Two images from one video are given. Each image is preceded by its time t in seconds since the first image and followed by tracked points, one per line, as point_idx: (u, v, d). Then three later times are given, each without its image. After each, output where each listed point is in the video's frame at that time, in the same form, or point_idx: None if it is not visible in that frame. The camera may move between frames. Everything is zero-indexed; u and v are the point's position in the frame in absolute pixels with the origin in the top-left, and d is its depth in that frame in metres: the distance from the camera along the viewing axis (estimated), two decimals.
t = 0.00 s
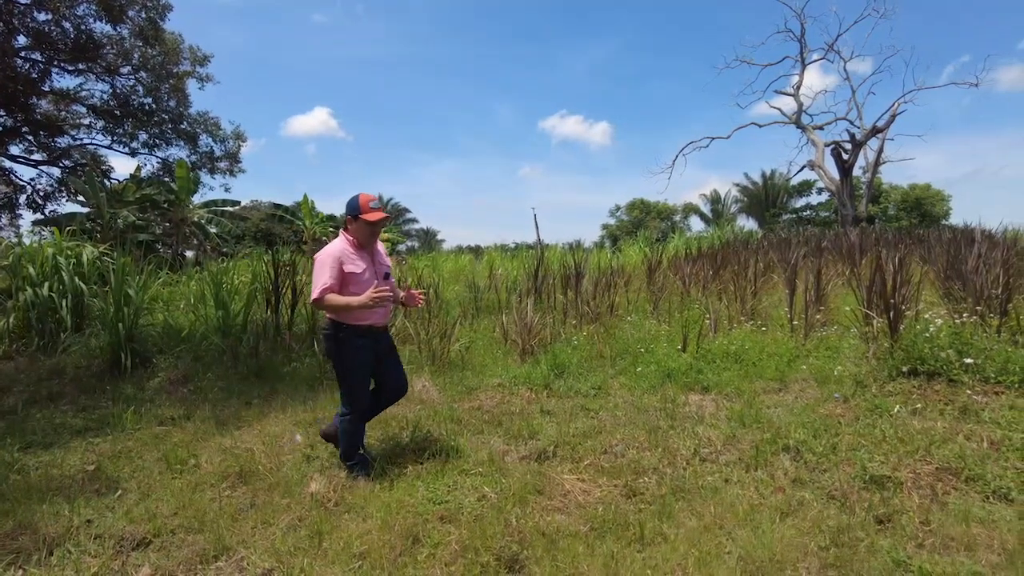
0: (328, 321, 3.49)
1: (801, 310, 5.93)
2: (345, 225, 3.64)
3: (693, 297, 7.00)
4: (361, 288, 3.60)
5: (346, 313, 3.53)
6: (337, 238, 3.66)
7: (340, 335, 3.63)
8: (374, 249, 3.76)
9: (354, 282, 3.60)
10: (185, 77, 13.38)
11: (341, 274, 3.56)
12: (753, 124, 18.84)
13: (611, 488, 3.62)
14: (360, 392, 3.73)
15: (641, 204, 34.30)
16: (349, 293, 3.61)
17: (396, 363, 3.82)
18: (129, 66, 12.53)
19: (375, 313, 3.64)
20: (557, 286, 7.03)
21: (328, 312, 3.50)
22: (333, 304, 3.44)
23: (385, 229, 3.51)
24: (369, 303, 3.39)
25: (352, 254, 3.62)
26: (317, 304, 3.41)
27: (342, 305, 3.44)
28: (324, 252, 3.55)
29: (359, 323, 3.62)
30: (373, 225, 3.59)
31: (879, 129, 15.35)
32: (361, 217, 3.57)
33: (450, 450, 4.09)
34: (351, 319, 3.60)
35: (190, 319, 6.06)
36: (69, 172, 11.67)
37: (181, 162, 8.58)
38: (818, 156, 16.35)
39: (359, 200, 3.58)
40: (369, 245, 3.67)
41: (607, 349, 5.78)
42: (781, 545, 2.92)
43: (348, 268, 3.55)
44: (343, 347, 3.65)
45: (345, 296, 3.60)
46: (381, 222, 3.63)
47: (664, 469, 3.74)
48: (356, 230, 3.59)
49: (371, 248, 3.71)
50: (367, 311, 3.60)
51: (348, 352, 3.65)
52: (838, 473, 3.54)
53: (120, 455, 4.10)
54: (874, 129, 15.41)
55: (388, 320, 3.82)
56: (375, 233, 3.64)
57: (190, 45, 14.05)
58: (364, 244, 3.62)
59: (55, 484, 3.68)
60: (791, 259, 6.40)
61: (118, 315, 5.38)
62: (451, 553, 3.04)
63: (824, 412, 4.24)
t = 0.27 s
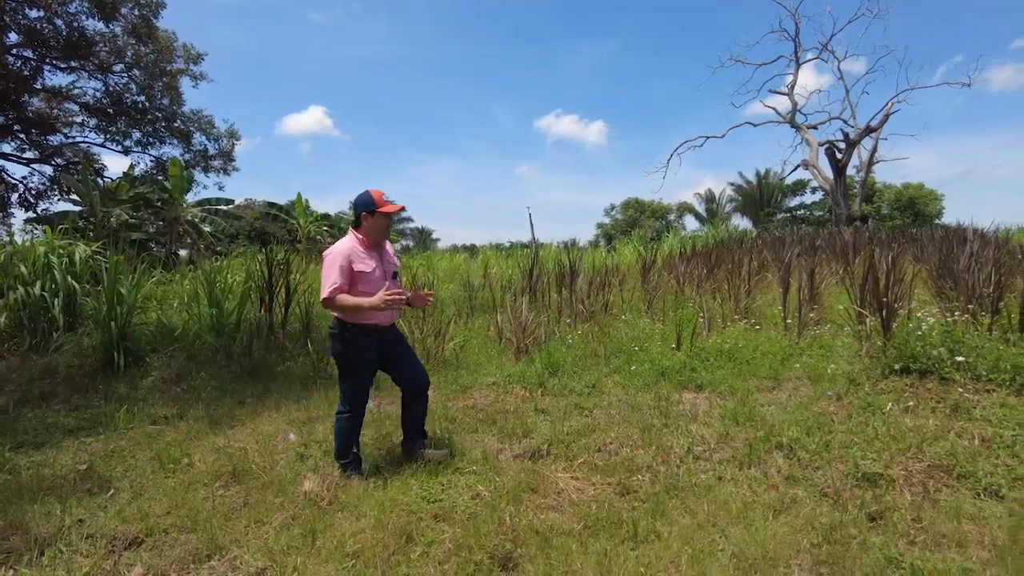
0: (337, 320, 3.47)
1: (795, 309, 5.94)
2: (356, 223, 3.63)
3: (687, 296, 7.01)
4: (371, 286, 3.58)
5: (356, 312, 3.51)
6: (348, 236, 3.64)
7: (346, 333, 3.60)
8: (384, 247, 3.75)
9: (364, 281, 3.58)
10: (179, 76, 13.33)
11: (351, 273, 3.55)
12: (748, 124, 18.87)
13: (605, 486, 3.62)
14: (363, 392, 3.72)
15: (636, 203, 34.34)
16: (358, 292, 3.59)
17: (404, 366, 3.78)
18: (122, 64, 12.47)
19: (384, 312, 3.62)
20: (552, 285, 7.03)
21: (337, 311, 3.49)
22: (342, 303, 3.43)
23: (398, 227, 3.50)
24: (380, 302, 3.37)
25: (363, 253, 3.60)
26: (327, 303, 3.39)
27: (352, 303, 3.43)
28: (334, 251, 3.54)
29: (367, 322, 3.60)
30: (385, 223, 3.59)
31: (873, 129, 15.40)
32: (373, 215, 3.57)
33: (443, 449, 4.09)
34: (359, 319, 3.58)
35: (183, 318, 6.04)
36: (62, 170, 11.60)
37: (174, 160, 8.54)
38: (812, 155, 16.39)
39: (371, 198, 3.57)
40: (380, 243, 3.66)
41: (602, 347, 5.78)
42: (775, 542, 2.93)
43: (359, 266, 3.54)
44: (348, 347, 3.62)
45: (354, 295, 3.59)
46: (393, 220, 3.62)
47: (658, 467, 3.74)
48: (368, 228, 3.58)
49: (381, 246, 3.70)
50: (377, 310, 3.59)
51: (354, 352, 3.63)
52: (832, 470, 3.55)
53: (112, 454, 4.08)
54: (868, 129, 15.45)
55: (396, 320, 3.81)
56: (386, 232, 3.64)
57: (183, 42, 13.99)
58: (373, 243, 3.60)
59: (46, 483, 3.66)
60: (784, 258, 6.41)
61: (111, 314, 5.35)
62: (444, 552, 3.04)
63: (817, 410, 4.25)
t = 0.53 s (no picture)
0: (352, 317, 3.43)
1: (787, 307, 5.96)
2: (375, 222, 3.62)
3: (679, 294, 7.02)
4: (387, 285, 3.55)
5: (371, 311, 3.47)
6: (366, 235, 3.62)
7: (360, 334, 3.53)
8: (402, 249, 3.73)
9: (380, 280, 3.56)
10: (171, 73, 13.26)
11: (368, 271, 3.52)
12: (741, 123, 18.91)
13: (596, 484, 3.63)
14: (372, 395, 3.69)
15: (630, 202, 34.38)
16: (374, 292, 3.56)
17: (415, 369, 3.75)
18: (113, 61, 12.39)
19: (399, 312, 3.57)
20: (545, 283, 7.04)
21: (353, 308, 3.44)
22: (358, 300, 3.39)
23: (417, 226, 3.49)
24: (397, 301, 3.34)
25: (381, 252, 3.58)
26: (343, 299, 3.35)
27: (368, 301, 3.38)
28: (352, 249, 3.52)
29: (382, 322, 3.55)
30: (404, 223, 3.58)
31: (865, 128, 15.46)
32: (393, 214, 3.56)
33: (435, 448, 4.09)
34: (373, 318, 3.54)
35: (175, 317, 6.02)
36: (52, 168, 11.53)
37: (166, 158, 8.50)
38: (805, 155, 16.45)
39: (392, 199, 3.58)
40: (398, 243, 3.65)
41: (594, 346, 5.79)
42: (765, 539, 2.94)
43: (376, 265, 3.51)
44: (361, 349, 3.56)
45: (371, 293, 3.55)
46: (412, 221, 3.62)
47: (650, 465, 3.76)
48: (388, 227, 3.57)
49: (399, 247, 3.68)
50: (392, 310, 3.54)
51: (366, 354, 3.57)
52: (822, 468, 3.57)
53: (102, 453, 4.06)
54: (860, 128, 15.52)
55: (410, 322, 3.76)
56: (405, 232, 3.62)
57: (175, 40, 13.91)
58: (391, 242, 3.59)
59: (36, 483, 3.63)
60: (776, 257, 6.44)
61: (102, 313, 5.33)
62: (436, 549, 3.04)
63: (808, 408, 4.27)
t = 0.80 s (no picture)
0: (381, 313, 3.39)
1: (777, 306, 5.99)
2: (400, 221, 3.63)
3: (670, 293, 7.04)
4: (414, 282, 3.54)
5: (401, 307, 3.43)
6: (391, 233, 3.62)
7: (384, 331, 3.51)
8: (424, 248, 3.74)
9: (406, 277, 3.54)
10: (161, 71, 13.19)
11: (396, 268, 3.50)
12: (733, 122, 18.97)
13: (586, 482, 3.63)
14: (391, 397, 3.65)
15: (622, 201, 34.44)
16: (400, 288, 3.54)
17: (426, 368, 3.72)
18: (102, 58, 12.31)
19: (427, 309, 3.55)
20: (537, 282, 7.04)
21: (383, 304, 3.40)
22: (389, 295, 3.36)
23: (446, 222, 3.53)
24: (430, 295, 3.33)
25: (407, 249, 3.58)
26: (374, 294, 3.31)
27: (400, 295, 3.36)
28: (379, 245, 3.49)
29: (409, 318, 3.51)
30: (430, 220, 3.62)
31: (856, 128, 15.53)
32: (419, 212, 3.60)
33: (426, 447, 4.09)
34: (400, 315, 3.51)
35: (165, 316, 5.98)
36: (41, 165, 11.44)
37: (156, 156, 8.46)
38: (796, 154, 16.51)
39: (418, 198, 3.60)
40: (422, 242, 3.66)
41: (586, 344, 5.80)
42: (753, 536, 2.96)
43: (404, 261, 3.51)
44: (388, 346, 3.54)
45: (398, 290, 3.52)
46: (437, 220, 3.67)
47: (639, 463, 3.77)
48: (414, 225, 3.59)
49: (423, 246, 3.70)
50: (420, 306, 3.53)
51: (390, 351, 3.55)
52: (810, 465, 3.59)
53: (90, 453, 4.04)
54: (851, 128, 15.58)
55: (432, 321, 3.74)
56: (430, 231, 3.66)
57: (165, 37, 13.84)
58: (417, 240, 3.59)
59: (23, 483, 3.61)
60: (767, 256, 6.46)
61: (91, 312, 5.29)
62: (426, 548, 3.04)
63: (797, 406, 4.29)
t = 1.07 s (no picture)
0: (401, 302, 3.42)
1: (766, 305, 6.02)
2: (413, 213, 3.65)
3: (661, 292, 7.06)
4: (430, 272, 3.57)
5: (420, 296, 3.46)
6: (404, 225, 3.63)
7: (404, 321, 3.56)
8: (436, 239, 3.77)
9: (422, 267, 3.57)
10: (150, 68, 13.11)
11: (412, 259, 3.52)
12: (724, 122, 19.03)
13: (576, 480, 3.64)
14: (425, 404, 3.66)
15: (614, 200, 34.49)
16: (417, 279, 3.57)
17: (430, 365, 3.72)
18: (90, 55, 12.22)
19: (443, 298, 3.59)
20: (528, 281, 7.05)
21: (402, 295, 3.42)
22: (409, 285, 3.39)
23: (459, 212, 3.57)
24: (450, 284, 3.37)
25: (421, 240, 3.61)
26: (395, 285, 3.34)
27: (419, 285, 3.40)
28: (395, 236, 3.51)
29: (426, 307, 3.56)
30: (443, 211, 3.65)
31: (845, 128, 15.61)
32: (431, 202, 3.62)
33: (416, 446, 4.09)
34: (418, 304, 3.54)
35: (154, 315, 5.95)
36: (28, 163, 11.34)
37: (145, 155, 8.41)
38: (786, 154, 16.59)
39: (429, 189, 3.63)
40: (434, 232, 3.69)
41: (576, 343, 5.82)
42: (740, 534, 2.97)
43: (420, 251, 3.53)
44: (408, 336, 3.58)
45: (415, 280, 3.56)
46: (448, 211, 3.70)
47: (629, 461, 3.78)
48: (427, 215, 3.61)
49: (435, 236, 3.73)
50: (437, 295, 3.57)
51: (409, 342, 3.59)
52: (798, 463, 3.61)
53: (77, 453, 4.01)
54: (841, 127, 15.66)
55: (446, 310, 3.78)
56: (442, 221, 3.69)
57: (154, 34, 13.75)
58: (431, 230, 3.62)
59: (8, 484, 3.58)
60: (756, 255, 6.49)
61: (78, 311, 5.25)
62: (414, 547, 3.04)
63: (786, 404, 4.31)
